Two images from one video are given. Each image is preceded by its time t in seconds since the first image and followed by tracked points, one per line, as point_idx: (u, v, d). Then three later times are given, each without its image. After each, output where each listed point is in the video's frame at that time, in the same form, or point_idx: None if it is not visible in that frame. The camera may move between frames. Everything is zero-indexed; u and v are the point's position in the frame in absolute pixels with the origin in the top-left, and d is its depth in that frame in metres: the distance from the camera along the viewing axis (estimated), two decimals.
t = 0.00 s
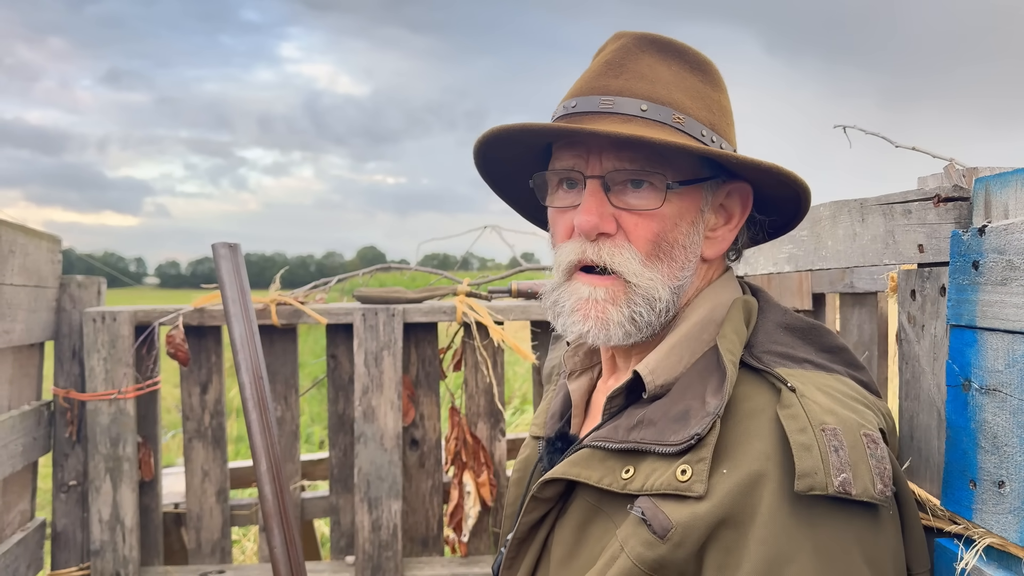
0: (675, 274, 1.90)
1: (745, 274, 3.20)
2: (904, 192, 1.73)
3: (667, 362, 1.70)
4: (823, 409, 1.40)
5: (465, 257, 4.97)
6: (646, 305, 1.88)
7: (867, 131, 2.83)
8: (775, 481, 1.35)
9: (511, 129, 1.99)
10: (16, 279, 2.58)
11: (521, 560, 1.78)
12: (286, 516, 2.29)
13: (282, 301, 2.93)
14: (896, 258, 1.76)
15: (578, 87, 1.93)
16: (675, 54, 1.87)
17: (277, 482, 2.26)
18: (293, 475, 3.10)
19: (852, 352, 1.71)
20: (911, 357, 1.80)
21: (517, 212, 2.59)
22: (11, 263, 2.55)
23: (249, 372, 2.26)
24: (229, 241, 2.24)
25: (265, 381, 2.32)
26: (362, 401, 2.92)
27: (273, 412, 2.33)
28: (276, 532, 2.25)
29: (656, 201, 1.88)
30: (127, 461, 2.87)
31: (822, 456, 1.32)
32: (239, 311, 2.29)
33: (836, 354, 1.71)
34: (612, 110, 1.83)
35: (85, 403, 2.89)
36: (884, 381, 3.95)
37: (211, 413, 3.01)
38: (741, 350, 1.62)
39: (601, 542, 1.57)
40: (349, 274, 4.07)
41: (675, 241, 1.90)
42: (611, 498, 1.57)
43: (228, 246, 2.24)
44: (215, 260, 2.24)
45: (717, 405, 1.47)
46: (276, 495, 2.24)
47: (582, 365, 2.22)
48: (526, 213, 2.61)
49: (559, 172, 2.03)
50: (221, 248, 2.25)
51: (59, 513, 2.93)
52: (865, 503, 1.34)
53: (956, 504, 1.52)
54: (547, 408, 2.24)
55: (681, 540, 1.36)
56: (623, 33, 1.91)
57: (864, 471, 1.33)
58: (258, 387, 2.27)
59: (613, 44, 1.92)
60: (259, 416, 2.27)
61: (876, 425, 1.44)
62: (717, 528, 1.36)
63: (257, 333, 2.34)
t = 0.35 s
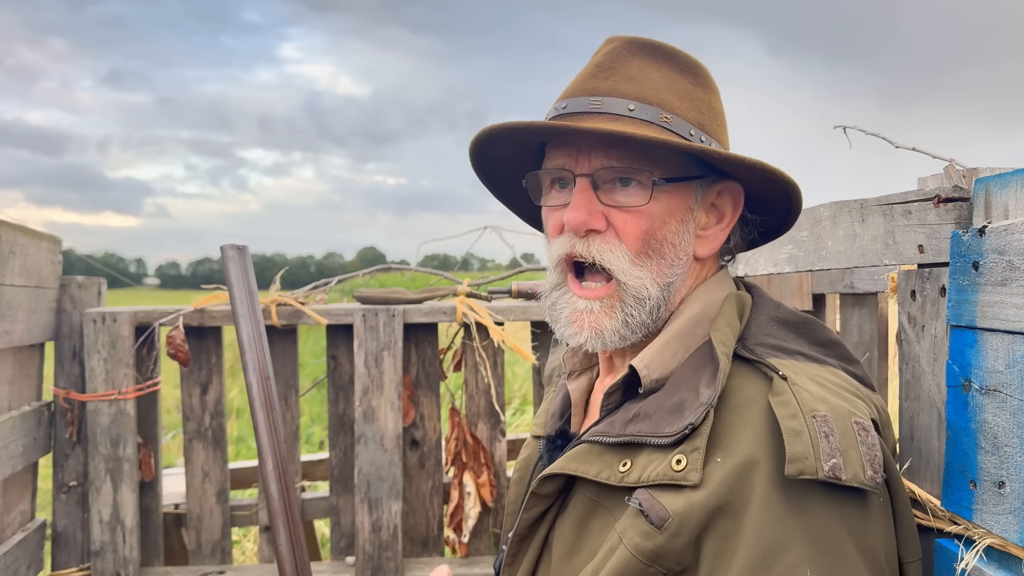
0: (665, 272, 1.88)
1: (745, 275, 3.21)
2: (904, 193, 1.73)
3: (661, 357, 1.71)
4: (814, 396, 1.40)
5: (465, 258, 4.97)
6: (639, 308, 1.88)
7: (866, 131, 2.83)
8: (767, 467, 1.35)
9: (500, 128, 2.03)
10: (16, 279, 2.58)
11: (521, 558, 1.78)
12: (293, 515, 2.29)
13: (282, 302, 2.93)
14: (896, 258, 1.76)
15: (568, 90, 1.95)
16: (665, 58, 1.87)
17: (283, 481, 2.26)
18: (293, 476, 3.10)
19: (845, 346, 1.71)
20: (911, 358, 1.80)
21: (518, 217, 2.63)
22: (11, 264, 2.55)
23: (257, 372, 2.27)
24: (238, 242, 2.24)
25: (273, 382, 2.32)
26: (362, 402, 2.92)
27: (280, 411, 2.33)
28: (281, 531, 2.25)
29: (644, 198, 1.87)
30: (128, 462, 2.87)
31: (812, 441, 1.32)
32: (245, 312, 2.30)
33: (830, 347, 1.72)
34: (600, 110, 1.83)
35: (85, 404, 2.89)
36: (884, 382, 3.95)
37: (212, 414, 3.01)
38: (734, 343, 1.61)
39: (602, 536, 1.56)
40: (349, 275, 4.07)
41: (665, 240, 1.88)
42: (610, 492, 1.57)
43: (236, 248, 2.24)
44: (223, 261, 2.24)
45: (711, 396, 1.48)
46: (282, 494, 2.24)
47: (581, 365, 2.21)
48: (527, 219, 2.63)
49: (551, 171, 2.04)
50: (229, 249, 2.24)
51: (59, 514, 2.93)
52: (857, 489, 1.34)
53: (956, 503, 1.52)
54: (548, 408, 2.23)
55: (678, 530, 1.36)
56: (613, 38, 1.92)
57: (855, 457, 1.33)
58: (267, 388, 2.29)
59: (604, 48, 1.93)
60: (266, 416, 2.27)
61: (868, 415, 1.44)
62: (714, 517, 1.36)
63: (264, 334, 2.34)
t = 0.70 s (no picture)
0: (632, 256, 1.85)
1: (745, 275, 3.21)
2: (905, 193, 1.73)
3: (659, 359, 1.71)
4: (810, 403, 1.39)
5: (466, 258, 4.97)
6: (594, 282, 1.86)
7: (867, 131, 2.83)
8: (758, 472, 1.36)
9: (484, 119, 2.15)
10: (16, 280, 2.58)
11: (520, 557, 1.78)
12: (285, 513, 2.28)
13: (283, 302, 2.93)
14: (896, 258, 1.76)
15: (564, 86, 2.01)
16: (666, 54, 1.85)
17: (276, 481, 2.26)
18: (293, 476, 3.10)
19: (847, 350, 1.71)
20: (911, 358, 1.80)
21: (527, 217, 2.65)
22: (11, 264, 2.55)
23: (248, 374, 2.26)
24: (228, 246, 2.25)
25: (266, 383, 2.32)
26: (363, 402, 2.91)
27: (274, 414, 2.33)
28: (276, 531, 2.24)
29: (609, 183, 1.88)
30: (128, 462, 2.88)
31: (804, 449, 1.32)
32: (238, 314, 2.27)
33: (832, 352, 1.71)
34: (575, 102, 1.87)
35: (86, 404, 2.89)
36: (885, 382, 3.95)
37: (212, 414, 3.01)
38: (733, 346, 1.61)
39: (598, 537, 1.56)
40: (350, 276, 4.08)
41: (632, 225, 1.88)
42: (607, 494, 1.57)
43: (227, 252, 2.25)
44: (215, 265, 2.25)
45: (707, 399, 1.47)
46: (276, 493, 2.24)
47: (585, 367, 2.21)
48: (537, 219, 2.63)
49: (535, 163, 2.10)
50: (221, 253, 2.26)
51: (60, 514, 2.93)
52: (851, 497, 1.34)
53: (956, 504, 1.52)
54: (552, 408, 2.24)
55: (672, 535, 1.36)
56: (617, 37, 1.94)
57: (849, 466, 1.32)
58: (258, 389, 2.28)
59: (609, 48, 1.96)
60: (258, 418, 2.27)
61: (866, 421, 1.43)
62: (709, 522, 1.36)
63: (257, 337, 2.34)
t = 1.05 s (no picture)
0: (608, 263, 1.88)
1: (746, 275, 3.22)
2: (905, 193, 1.73)
3: (653, 359, 1.71)
4: (800, 403, 1.40)
5: (466, 258, 4.98)
6: (572, 292, 1.91)
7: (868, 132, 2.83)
8: (746, 473, 1.36)
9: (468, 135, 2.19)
10: (17, 280, 2.58)
11: (519, 558, 1.78)
12: (288, 514, 2.29)
13: (283, 303, 2.94)
14: (896, 259, 1.76)
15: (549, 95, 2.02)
16: (645, 57, 1.83)
17: (279, 481, 2.26)
18: (294, 477, 3.10)
19: (844, 352, 1.72)
20: (911, 358, 1.80)
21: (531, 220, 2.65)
22: (13, 264, 2.55)
23: (252, 373, 2.26)
24: (233, 245, 2.24)
25: (268, 382, 2.33)
26: (364, 402, 2.92)
27: (276, 413, 2.33)
28: (278, 530, 2.25)
29: (580, 190, 1.90)
30: (129, 462, 2.88)
31: (793, 448, 1.32)
32: (240, 313, 2.28)
33: (829, 353, 1.72)
34: (548, 111, 1.89)
35: (87, 404, 2.90)
36: (885, 382, 3.96)
37: (213, 414, 3.01)
38: (725, 346, 1.60)
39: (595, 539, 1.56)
40: (350, 276, 4.08)
41: (605, 231, 1.88)
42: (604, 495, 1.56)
43: (231, 251, 2.24)
44: (219, 264, 2.25)
45: (697, 399, 1.48)
46: (277, 495, 2.24)
47: (587, 369, 2.21)
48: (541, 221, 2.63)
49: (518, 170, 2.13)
50: (225, 252, 2.25)
51: (61, 514, 2.93)
52: (843, 498, 1.34)
53: (956, 504, 1.52)
54: (554, 411, 2.25)
55: (663, 536, 1.36)
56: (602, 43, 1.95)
57: (839, 466, 1.31)
58: (261, 388, 2.29)
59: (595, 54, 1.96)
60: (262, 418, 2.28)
61: (858, 422, 1.43)
62: (699, 523, 1.36)
63: (259, 335, 2.34)
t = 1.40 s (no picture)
0: (607, 256, 1.88)
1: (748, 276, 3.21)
2: (908, 193, 1.72)
3: (654, 357, 1.71)
4: (797, 404, 1.39)
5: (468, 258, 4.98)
6: (571, 285, 1.92)
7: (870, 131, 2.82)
8: (741, 469, 1.35)
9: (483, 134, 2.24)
10: (19, 279, 2.58)
11: (520, 556, 1.78)
12: (290, 514, 2.28)
13: (285, 303, 2.94)
14: (899, 258, 1.75)
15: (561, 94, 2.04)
16: (654, 53, 1.82)
17: (280, 481, 2.25)
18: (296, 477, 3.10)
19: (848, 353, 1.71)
20: (914, 358, 1.79)
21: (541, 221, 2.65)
22: (15, 264, 2.56)
23: (254, 373, 2.26)
24: (234, 243, 2.24)
25: (270, 381, 2.32)
26: (365, 402, 2.91)
27: (278, 413, 2.32)
28: (280, 531, 2.24)
29: (580, 183, 1.91)
30: (131, 462, 2.88)
31: (787, 450, 1.32)
32: (242, 312, 2.28)
33: (832, 354, 1.71)
34: (553, 108, 1.91)
35: (88, 404, 2.89)
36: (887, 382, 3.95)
37: (214, 414, 3.00)
38: (726, 346, 1.60)
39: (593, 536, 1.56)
40: (352, 277, 4.08)
41: (604, 223, 1.89)
42: (603, 493, 1.56)
43: (233, 249, 2.23)
44: (220, 262, 2.24)
45: (695, 397, 1.47)
46: (279, 494, 2.24)
47: (589, 365, 2.20)
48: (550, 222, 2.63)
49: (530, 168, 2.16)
50: (226, 250, 2.24)
51: (62, 514, 2.93)
52: (837, 502, 1.33)
53: (960, 504, 1.51)
54: (556, 407, 2.24)
55: (658, 535, 1.36)
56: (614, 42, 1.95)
57: (834, 470, 1.31)
58: (262, 388, 2.28)
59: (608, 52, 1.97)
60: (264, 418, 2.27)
61: (856, 424, 1.42)
62: (693, 521, 1.36)
63: (261, 334, 2.34)
